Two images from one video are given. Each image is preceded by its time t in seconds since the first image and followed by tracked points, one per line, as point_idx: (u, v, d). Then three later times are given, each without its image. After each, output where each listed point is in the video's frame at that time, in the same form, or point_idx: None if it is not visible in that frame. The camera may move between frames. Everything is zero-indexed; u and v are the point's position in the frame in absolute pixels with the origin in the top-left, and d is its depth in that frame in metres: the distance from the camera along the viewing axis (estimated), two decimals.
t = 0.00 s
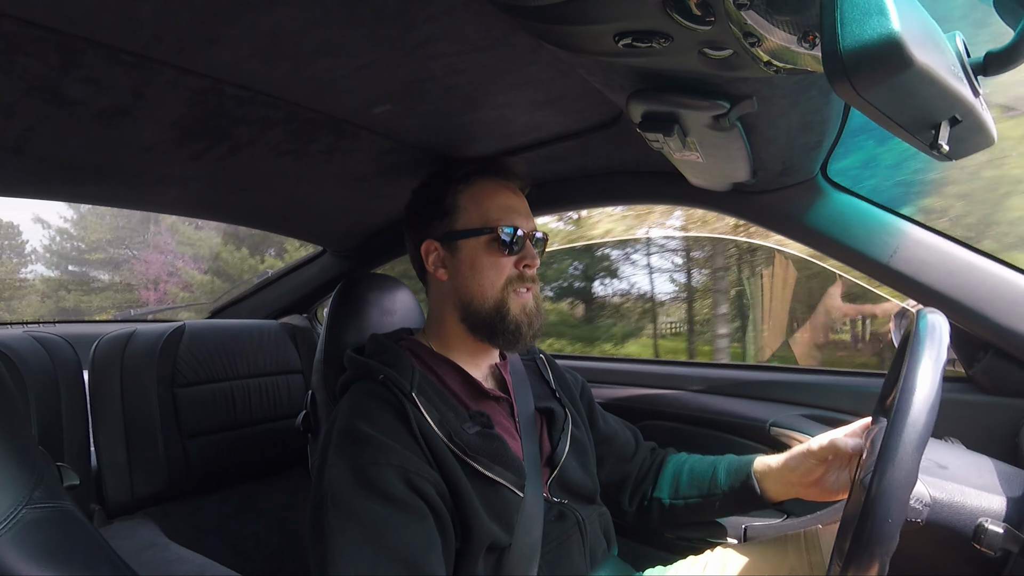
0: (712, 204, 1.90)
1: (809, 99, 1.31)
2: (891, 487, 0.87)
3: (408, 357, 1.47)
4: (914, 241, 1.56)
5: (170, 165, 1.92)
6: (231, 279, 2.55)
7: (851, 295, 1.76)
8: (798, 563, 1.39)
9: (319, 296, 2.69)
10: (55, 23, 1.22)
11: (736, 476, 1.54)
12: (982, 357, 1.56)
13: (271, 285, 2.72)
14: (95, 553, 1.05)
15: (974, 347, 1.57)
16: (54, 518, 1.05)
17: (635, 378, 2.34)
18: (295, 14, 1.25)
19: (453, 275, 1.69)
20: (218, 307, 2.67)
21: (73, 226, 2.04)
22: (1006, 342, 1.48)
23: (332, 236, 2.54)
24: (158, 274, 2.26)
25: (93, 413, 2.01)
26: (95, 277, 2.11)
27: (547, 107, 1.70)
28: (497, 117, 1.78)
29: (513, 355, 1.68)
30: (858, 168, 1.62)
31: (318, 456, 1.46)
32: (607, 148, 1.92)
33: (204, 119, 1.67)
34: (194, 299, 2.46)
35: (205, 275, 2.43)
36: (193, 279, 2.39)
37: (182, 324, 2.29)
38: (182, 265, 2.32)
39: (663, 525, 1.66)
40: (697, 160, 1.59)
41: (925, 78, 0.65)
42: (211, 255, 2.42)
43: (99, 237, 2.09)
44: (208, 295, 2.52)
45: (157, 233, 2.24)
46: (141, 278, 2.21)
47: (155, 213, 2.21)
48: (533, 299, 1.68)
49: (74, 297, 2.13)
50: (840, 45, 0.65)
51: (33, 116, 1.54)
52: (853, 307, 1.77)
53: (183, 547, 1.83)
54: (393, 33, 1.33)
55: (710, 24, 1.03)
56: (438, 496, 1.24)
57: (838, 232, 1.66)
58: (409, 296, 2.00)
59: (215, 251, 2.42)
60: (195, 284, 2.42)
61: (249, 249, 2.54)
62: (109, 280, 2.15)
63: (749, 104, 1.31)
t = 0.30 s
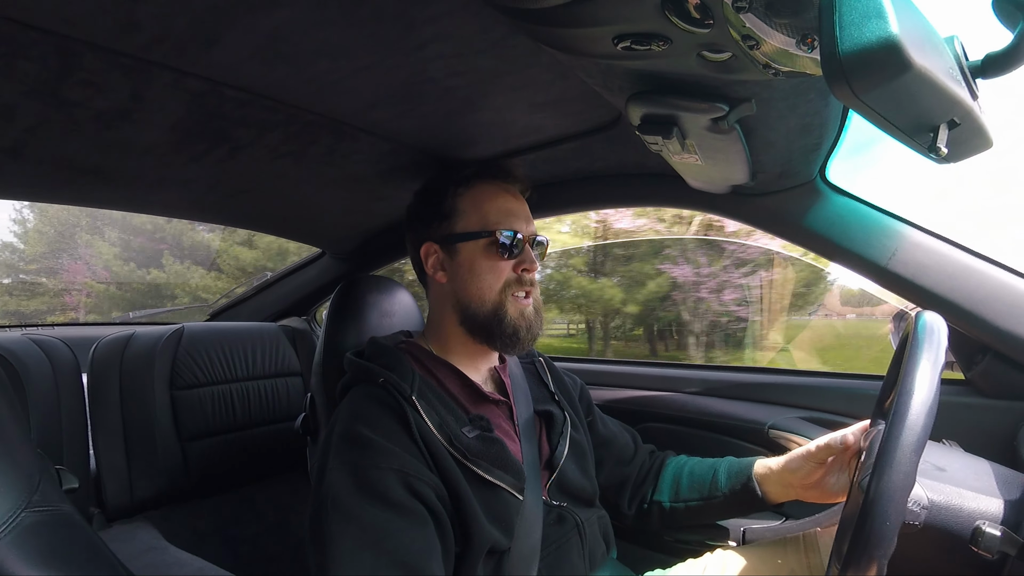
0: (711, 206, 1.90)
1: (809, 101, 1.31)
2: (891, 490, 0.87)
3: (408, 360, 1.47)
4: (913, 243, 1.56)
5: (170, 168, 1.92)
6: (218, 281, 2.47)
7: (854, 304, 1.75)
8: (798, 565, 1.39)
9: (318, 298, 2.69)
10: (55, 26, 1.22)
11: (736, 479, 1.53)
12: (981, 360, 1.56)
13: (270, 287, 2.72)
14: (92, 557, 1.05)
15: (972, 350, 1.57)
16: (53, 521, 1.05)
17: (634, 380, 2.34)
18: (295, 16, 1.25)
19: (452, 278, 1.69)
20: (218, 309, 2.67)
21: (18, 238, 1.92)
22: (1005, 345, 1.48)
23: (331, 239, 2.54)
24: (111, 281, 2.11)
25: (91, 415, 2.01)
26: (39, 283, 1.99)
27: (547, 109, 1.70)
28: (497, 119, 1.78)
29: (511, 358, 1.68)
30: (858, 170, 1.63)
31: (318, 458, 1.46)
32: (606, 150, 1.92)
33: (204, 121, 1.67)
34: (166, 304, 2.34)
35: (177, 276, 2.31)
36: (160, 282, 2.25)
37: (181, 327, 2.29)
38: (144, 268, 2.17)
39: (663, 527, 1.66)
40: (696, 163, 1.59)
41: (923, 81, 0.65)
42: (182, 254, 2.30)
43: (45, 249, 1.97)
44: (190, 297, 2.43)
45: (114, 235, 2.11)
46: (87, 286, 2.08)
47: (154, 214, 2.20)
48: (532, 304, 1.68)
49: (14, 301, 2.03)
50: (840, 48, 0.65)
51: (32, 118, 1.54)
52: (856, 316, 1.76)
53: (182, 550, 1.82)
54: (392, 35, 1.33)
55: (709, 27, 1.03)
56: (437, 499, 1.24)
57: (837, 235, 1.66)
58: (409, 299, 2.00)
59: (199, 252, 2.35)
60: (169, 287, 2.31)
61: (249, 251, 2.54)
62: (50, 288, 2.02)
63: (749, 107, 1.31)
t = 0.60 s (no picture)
0: (710, 206, 1.90)
1: (807, 102, 1.31)
2: (890, 490, 0.87)
3: (408, 360, 1.47)
4: (913, 244, 1.56)
5: (169, 168, 1.92)
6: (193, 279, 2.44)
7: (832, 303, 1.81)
8: (797, 565, 1.39)
9: (318, 298, 2.69)
10: (53, 26, 1.22)
11: (736, 478, 1.53)
12: (980, 360, 1.57)
13: (270, 287, 2.72)
14: (91, 556, 1.05)
15: (971, 350, 1.58)
16: (52, 521, 1.05)
17: (634, 380, 2.34)
18: (294, 17, 1.25)
19: (451, 277, 1.69)
20: (217, 309, 2.68)
21: None
22: (1004, 345, 1.49)
23: (331, 239, 2.54)
24: (66, 282, 2.07)
25: (90, 415, 2.01)
26: None
27: (546, 110, 1.70)
28: (496, 120, 1.78)
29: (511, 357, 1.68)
30: (857, 170, 1.63)
31: (318, 458, 1.46)
32: (605, 151, 1.93)
33: (203, 121, 1.67)
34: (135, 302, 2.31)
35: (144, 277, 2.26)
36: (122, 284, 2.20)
37: (180, 327, 2.28)
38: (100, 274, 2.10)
39: (661, 528, 1.66)
40: (695, 163, 1.60)
41: (922, 81, 0.65)
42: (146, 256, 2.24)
43: None
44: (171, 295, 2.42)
45: (62, 245, 2.02)
46: (39, 285, 2.05)
47: (152, 214, 2.20)
48: (532, 303, 1.67)
49: None
50: (839, 48, 0.65)
51: (31, 118, 1.54)
52: (834, 315, 1.83)
53: (182, 551, 1.82)
54: (392, 35, 1.33)
55: (708, 27, 1.03)
56: (438, 499, 1.24)
57: (836, 235, 1.66)
58: (409, 299, 2.00)
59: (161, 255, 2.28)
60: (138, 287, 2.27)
61: (248, 252, 2.54)
62: None
63: (748, 106, 1.31)
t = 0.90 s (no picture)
0: (710, 204, 1.91)
1: (807, 100, 1.31)
2: (889, 487, 0.87)
3: (407, 357, 1.47)
4: (912, 242, 1.57)
5: (167, 166, 1.92)
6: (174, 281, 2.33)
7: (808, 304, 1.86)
8: (795, 563, 1.39)
9: (317, 296, 2.69)
10: (51, 23, 1.21)
11: (736, 480, 1.54)
12: (979, 358, 1.57)
13: (268, 285, 2.71)
14: (90, 556, 1.04)
15: (971, 348, 1.58)
16: (51, 519, 1.05)
17: (633, 378, 2.34)
18: (293, 14, 1.24)
19: (448, 274, 1.70)
20: (216, 306, 2.67)
21: None
22: (1002, 343, 1.49)
23: (330, 236, 2.54)
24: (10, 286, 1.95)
25: (89, 413, 2.00)
26: None
27: (545, 108, 1.70)
28: (495, 118, 1.78)
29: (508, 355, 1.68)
30: (856, 167, 1.62)
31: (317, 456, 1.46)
32: (604, 149, 1.93)
33: (202, 119, 1.67)
34: (93, 302, 2.20)
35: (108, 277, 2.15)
36: (77, 286, 2.09)
37: (178, 325, 2.28)
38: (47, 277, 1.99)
39: (662, 527, 1.67)
40: (694, 160, 1.60)
41: (921, 78, 0.65)
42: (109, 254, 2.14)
43: None
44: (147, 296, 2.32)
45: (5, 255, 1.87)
46: None
47: (151, 212, 2.20)
48: (528, 300, 1.67)
49: None
50: (839, 46, 0.65)
51: (29, 116, 1.53)
52: (810, 316, 1.87)
53: (181, 549, 1.82)
54: (391, 33, 1.32)
55: (707, 25, 1.03)
56: (438, 497, 1.24)
57: (835, 233, 1.67)
58: (408, 297, 2.00)
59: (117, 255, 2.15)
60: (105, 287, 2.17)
61: (247, 250, 2.54)
62: None
63: (747, 105, 1.31)
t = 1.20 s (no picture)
0: (709, 203, 1.91)
1: (806, 99, 1.31)
2: (889, 487, 0.87)
3: (408, 356, 1.47)
4: (911, 241, 1.57)
5: (166, 165, 1.92)
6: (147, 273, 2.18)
7: (792, 305, 1.90)
8: (796, 561, 1.40)
9: (316, 295, 2.69)
10: (50, 22, 1.21)
11: (736, 471, 1.54)
12: (979, 356, 1.57)
13: (267, 285, 2.71)
14: (90, 556, 1.04)
15: (970, 346, 1.58)
16: (50, 519, 1.05)
17: (632, 377, 2.35)
18: (292, 13, 1.24)
19: (443, 275, 1.70)
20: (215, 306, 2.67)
21: None
22: (1002, 342, 1.50)
23: (329, 235, 2.54)
24: None
25: (88, 413, 2.00)
26: None
27: (544, 107, 1.70)
28: (494, 117, 1.78)
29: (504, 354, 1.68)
30: (856, 167, 1.63)
31: (317, 456, 1.46)
32: (603, 148, 1.93)
33: (201, 118, 1.67)
34: (34, 303, 2.05)
35: (49, 276, 1.99)
36: (14, 283, 1.97)
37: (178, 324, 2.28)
38: None
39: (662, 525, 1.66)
40: (693, 160, 1.60)
41: (920, 78, 0.65)
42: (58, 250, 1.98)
43: None
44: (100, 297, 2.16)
45: None
46: None
47: (149, 211, 2.20)
48: (523, 299, 1.67)
49: None
50: (838, 46, 0.65)
51: (27, 115, 1.53)
52: (794, 317, 1.90)
53: (180, 548, 1.82)
54: (390, 32, 1.32)
55: (706, 25, 1.03)
56: (439, 496, 1.24)
57: (835, 232, 1.67)
58: (408, 296, 2.00)
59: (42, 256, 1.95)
60: (43, 286, 2.01)
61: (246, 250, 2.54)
62: None
63: (746, 105, 1.31)
